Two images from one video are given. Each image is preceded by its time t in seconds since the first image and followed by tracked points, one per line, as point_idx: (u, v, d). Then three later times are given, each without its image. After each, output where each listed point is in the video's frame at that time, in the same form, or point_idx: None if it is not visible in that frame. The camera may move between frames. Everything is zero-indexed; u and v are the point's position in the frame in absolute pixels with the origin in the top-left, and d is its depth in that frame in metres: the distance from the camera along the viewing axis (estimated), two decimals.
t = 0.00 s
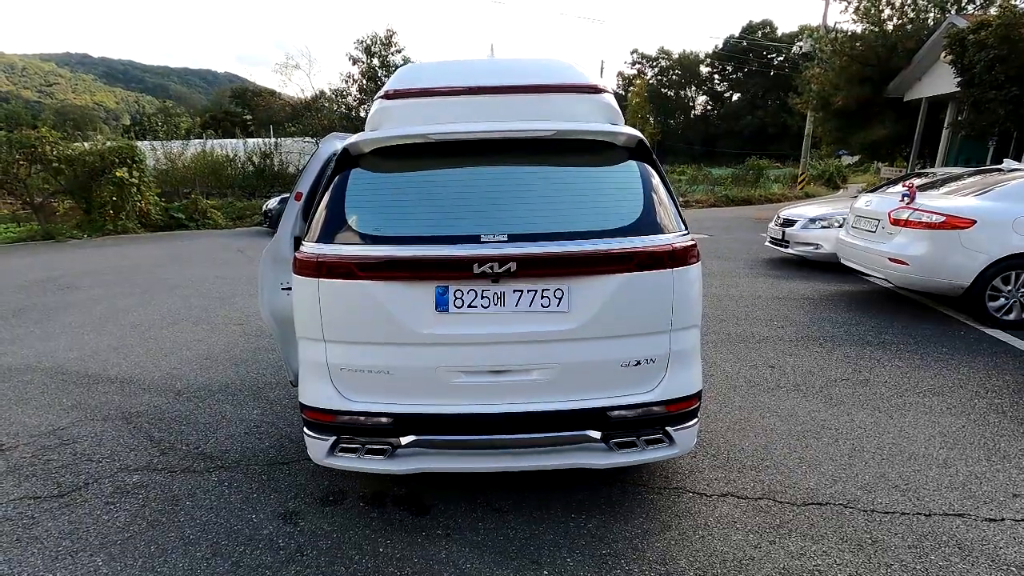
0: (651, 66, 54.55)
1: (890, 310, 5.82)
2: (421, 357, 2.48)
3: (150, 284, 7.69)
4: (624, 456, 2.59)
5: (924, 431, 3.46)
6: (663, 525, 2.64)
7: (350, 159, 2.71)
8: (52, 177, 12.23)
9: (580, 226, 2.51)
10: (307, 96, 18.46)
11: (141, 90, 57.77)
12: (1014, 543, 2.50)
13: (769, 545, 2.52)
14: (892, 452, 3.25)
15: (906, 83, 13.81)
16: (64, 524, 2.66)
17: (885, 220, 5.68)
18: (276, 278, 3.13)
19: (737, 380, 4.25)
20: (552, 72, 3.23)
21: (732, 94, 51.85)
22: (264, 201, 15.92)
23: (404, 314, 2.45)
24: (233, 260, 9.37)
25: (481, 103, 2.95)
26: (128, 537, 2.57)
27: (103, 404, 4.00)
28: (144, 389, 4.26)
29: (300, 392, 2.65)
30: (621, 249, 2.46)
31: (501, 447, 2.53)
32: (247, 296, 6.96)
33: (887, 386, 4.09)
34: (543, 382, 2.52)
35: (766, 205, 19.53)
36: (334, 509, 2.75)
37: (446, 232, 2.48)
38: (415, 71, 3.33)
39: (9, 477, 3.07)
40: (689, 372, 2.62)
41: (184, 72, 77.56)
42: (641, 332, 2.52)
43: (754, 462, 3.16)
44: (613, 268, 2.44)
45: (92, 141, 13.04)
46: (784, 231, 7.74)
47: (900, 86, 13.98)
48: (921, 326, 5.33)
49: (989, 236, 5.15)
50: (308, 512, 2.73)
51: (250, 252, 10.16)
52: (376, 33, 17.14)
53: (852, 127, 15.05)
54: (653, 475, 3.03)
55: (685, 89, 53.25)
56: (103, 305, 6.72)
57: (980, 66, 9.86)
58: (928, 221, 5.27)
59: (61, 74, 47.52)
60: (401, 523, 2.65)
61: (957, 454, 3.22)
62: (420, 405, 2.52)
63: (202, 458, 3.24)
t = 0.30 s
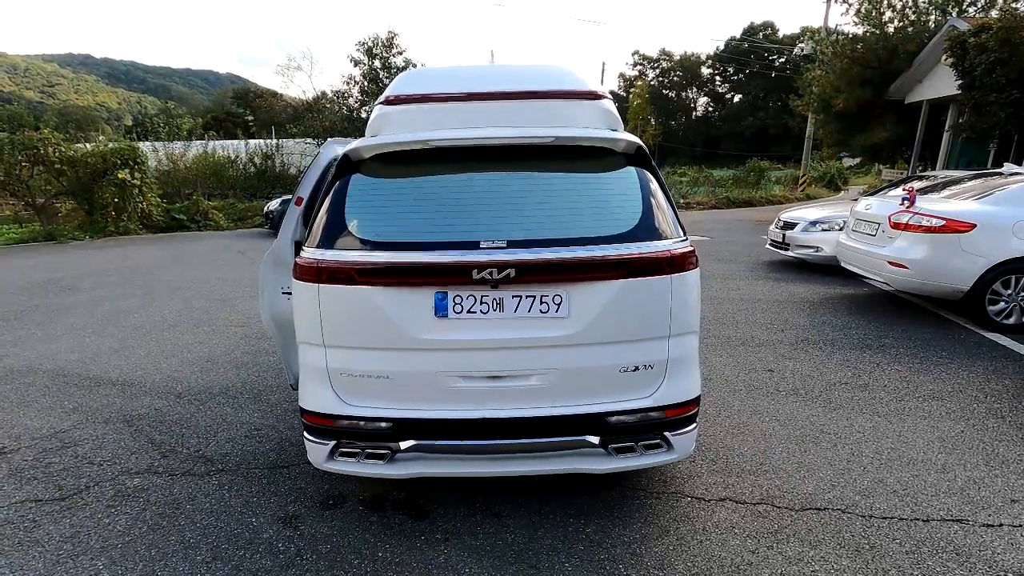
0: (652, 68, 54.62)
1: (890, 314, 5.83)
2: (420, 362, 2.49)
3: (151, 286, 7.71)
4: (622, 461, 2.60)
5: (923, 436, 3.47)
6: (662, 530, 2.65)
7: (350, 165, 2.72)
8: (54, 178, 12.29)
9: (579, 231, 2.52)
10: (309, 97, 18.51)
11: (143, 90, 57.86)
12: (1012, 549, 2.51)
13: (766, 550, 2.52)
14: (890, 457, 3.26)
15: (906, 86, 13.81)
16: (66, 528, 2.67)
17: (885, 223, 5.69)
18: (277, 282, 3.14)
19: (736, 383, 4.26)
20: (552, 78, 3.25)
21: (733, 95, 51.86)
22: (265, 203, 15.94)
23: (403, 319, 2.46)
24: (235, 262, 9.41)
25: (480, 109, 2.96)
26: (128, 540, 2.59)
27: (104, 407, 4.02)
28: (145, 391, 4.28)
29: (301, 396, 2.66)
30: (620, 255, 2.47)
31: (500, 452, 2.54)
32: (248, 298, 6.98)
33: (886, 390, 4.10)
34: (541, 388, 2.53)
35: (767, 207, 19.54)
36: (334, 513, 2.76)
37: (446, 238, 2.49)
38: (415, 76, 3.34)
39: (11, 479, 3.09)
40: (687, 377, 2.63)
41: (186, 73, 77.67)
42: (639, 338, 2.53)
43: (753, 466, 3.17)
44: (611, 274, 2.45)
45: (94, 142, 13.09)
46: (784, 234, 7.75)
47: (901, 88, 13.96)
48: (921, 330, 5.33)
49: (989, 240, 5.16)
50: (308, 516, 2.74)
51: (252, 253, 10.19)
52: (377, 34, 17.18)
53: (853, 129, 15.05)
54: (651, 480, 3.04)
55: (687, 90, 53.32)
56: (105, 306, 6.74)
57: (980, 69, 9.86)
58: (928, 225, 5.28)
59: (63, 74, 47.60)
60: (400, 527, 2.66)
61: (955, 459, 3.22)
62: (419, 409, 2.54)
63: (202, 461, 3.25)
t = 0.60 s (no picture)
0: (653, 69, 54.69)
1: (890, 318, 5.83)
2: (420, 367, 2.50)
3: (152, 288, 7.72)
4: (621, 466, 2.60)
5: (921, 441, 3.48)
6: (660, 535, 2.66)
7: (350, 171, 2.73)
8: (55, 180, 12.37)
9: (578, 238, 2.53)
10: (310, 99, 18.55)
11: (145, 91, 57.96)
12: (1010, 555, 2.51)
13: (764, 555, 2.53)
14: (889, 462, 3.27)
15: (906, 89, 13.81)
16: (66, 531, 2.68)
17: (885, 227, 5.69)
18: (277, 286, 3.15)
19: (735, 387, 4.26)
20: (552, 84, 3.26)
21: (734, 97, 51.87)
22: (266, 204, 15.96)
23: (403, 324, 2.47)
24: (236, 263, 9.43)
25: (480, 116, 2.97)
26: (129, 544, 2.60)
27: (104, 409, 4.03)
28: (146, 394, 4.30)
29: (301, 401, 2.67)
30: (619, 261, 2.48)
31: (500, 457, 2.55)
32: (249, 300, 7.00)
33: (885, 395, 4.10)
34: (540, 393, 2.54)
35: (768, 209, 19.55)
36: (334, 518, 2.77)
37: (446, 244, 2.50)
38: (416, 83, 3.35)
39: (12, 482, 3.11)
40: (685, 383, 2.64)
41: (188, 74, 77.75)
42: (638, 344, 2.54)
43: (752, 471, 3.17)
44: (610, 280, 2.46)
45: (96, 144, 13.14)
46: (785, 237, 7.76)
47: (902, 91, 13.95)
48: (921, 334, 5.33)
49: (988, 244, 5.16)
50: (308, 520, 2.75)
51: (253, 255, 10.19)
52: (379, 36, 17.22)
53: (854, 131, 15.06)
54: (650, 485, 3.05)
55: (688, 92, 53.37)
56: (106, 308, 6.76)
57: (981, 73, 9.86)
58: (928, 229, 5.28)
59: (65, 74, 47.67)
60: (400, 532, 2.67)
61: (953, 465, 3.23)
62: (419, 415, 2.55)
63: (203, 465, 3.26)
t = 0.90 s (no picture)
0: (654, 70, 54.72)
1: (890, 321, 5.83)
2: (419, 373, 2.52)
3: (152, 290, 7.73)
4: (619, 471, 2.61)
5: (920, 446, 3.48)
6: (658, 539, 2.66)
7: (351, 176, 2.75)
8: (57, 180, 12.36)
9: (577, 244, 2.54)
10: (311, 100, 18.57)
11: (146, 91, 58.03)
12: (1007, 561, 2.51)
13: (762, 561, 2.53)
14: (888, 467, 3.27)
15: (907, 92, 13.82)
16: (67, 534, 2.70)
17: (885, 231, 5.70)
18: (277, 290, 3.16)
19: (734, 391, 4.27)
20: (552, 90, 3.27)
21: (735, 98, 51.87)
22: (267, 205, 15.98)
23: (403, 330, 2.49)
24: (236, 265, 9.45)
25: (480, 121, 2.98)
26: (130, 547, 2.61)
27: (105, 412, 4.05)
28: (147, 397, 4.31)
29: (301, 406, 2.69)
30: (617, 267, 2.49)
31: (499, 462, 2.56)
32: (249, 302, 7.02)
33: (885, 399, 4.11)
34: (539, 399, 2.55)
35: (768, 211, 19.55)
36: (333, 521, 2.78)
37: (446, 249, 2.51)
38: (416, 88, 3.36)
39: (14, 485, 3.12)
40: (684, 389, 2.65)
41: (189, 74, 77.82)
42: (636, 350, 2.55)
43: (750, 476, 3.18)
44: (609, 286, 2.47)
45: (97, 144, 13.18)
46: (785, 240, 7.76)
47: (902, 94, 13.94)
48: (920, 338, 5.34)
49: (988, 248, 5.17)
50: (307, 523, 2.76)
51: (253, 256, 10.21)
52: (380, 38, 17.24)
53: (854, 134, 15.06)
54: (649, 489, 3.06)
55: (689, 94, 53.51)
56: (108, 310, 6.78)
57: (981, 76, 9.86)
58: (928, 233, 5.29)
59: (66, 74, 47.70)
60: (399, 536, 2.68)
61: (952, 470, 3.23)
62: (419, 420, 2.56)
63: (203, 468, 3.27)
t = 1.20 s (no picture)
0: (655, 72, 54.73)
1: (891, 324, 5.83)
2: (419, 375, 2.52)
3: (153, 291, 7.74)
4: (618, 474, 2.61)
5: (920, 449, 3.48)
6: (657, 542, 2.67)
7: (352, 178, 2.75)
8: (59, 181, 12.31)
9: (577, 247, 2.55)
10: (312, 101, 18.58)
11: (148, 91, 58.05)
12: (1007, 565, 2.51)
13: (762, 564, 2.53)
14: (887, 470, 3.27)
15: (908, 94, 13.80)
16: (67, 535, 2.70)
17: (885, 233, 5.70)
18: (278, 292, 3.16)
19: (735, 394, 4.27)
20: (553, 93, 3.27)
21: (736, 99, 51.86)
22: (269, 206, 15.98)
23: (402, 332, 2.49)
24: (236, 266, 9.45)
25: (481, 124, 2.99)
26: (130, 549, 2.62)
27: (106, 413, 4.05)
28: (147, 398, 4.31)
29: (301, 408, 2.69)
30: (617, 270, 2.49)
31: (498, 465, 2.56)
32: (250, 303, 7.03)
33: (885, 402, 4.10)
34: (539, 401, 2.55)
35: (769, 213, 19.53)
36: (333, 523, 2.79)
37: (446, 252, 2.51)
38: (417, 90, 3.37)
39: (14, 486, 3.12)
40: (683, 391, 2.65)
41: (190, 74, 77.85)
42: (636, 352, 2.55)
43: (750, 479, 3.18)
44: (608, 289, 2.47)
45: (99, 145, 13.15)
46: (785, 242, 7.76)
47: (903, 96, 13.91)
48: (921, 341, 5.33)
49: (989, 251, 5.17)
50: (307, 525, 2.77)
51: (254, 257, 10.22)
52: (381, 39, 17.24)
53: (854, 136, 14.98)
54: (648, 492, 3.06)
55: (690, 95, 53.53)
56: (108, 310, 6.79)
57: (982, 78, 9.84)
58: (928, 235, 5.29)
59: (67, 75, 47.69)
60: (399, 538, 2.68)
61: (952, 473, 3.23)
62: (419, 422, 2.56)
63: (204, 469, 3.28)
